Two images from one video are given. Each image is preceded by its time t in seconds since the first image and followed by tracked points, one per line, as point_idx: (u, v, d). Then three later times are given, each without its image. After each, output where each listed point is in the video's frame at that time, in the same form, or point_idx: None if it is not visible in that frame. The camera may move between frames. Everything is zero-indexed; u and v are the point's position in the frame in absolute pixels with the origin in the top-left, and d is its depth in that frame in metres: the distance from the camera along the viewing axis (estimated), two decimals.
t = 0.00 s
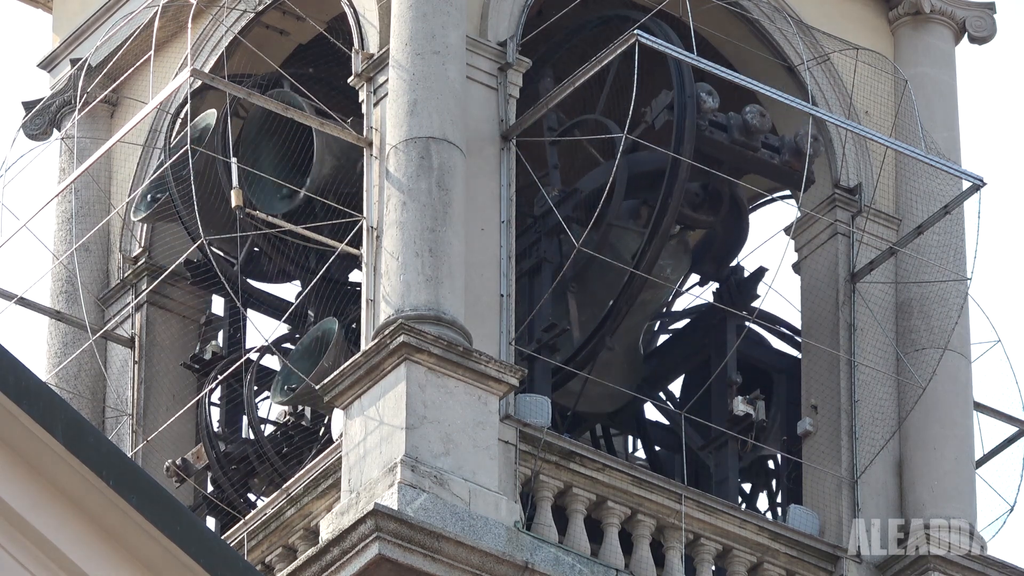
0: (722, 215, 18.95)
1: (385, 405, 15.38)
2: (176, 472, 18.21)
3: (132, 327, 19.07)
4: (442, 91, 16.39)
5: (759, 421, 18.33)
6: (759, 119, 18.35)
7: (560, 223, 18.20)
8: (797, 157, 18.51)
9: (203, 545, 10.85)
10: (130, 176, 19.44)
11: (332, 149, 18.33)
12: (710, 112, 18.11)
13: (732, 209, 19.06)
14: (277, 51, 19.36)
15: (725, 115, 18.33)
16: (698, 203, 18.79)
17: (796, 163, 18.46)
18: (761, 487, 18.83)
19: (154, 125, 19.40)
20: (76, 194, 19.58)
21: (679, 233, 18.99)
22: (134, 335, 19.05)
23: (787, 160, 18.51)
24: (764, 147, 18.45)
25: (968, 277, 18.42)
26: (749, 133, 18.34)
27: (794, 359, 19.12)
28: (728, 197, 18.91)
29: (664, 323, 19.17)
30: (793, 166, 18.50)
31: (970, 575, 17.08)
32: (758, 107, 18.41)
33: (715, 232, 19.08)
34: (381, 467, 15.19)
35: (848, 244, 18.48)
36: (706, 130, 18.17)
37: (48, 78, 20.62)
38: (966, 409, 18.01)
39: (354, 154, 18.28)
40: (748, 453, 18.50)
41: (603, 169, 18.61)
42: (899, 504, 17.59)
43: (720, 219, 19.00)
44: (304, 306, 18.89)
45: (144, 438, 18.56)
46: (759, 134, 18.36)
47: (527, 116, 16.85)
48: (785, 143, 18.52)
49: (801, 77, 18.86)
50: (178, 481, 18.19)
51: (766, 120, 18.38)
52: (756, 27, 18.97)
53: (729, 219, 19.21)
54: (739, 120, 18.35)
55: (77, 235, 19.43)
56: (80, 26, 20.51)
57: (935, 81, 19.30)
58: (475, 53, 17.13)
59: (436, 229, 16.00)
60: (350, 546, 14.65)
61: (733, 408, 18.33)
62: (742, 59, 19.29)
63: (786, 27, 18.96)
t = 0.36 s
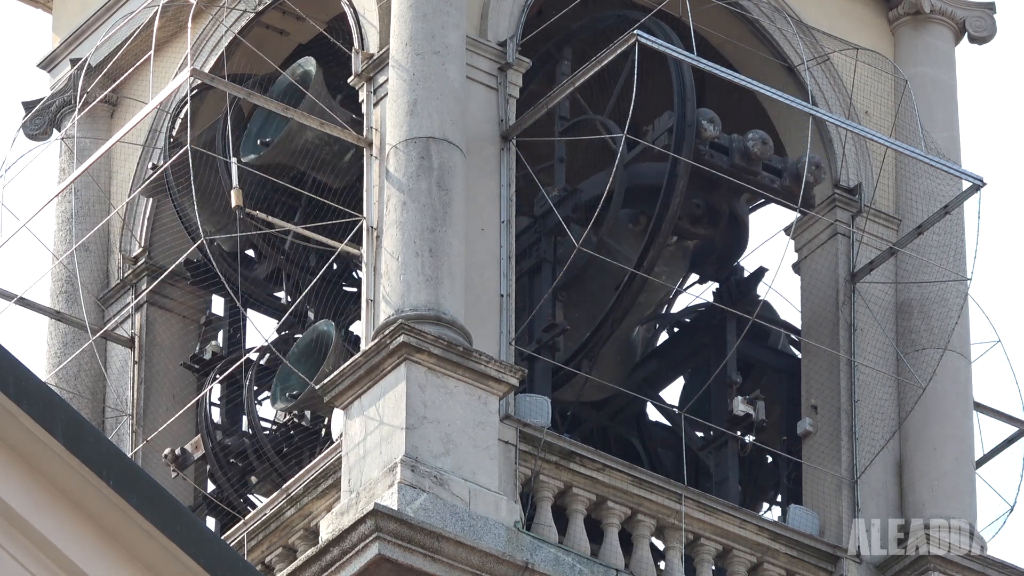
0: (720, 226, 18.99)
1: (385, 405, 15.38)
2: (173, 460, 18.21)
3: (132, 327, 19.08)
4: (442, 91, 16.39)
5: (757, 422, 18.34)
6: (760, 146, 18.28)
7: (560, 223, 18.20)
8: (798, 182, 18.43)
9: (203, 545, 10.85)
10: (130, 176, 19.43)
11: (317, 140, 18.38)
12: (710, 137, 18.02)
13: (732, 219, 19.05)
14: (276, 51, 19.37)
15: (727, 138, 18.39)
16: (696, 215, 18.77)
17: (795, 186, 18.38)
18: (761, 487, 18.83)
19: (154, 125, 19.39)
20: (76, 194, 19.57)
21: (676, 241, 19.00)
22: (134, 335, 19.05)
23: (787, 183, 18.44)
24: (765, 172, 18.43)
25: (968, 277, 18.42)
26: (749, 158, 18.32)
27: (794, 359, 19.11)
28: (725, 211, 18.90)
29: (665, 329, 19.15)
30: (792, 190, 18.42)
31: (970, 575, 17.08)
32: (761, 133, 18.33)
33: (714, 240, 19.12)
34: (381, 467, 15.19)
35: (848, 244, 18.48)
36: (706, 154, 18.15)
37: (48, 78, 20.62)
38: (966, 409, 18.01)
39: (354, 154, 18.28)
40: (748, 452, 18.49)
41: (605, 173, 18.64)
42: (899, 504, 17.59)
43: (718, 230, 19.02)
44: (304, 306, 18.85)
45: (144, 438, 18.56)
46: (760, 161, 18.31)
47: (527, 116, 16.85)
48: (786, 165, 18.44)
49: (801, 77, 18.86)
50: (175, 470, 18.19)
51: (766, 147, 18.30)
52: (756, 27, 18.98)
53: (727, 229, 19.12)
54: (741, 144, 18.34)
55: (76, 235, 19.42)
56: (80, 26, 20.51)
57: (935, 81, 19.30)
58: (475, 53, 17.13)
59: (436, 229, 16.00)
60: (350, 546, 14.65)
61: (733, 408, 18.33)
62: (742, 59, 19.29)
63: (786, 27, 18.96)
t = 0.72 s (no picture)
0: (719, 234, 19.15)
1: (385, 405, 15.38)
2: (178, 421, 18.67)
3: (132, 327, 19.08)
4: (442, 91, 16.39)
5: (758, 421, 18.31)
6: (760, 161, 18.42)
7: (559, 223, 18.20)
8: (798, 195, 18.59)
9: (203, 545, 10.85)
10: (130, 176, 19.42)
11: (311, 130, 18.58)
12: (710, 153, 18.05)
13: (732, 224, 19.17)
14: (276, 50, 19.38)
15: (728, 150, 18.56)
16: (695, 223, 18.93)
17: (794, 201, 18.52)
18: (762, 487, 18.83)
19: (154, 125, 19.39)
20: (76, 194, 19.55)
21: (676, 242, 19.05)
22: (134, 335, 19.05)
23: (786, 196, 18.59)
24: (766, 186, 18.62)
25: (968, 277, 18.42)
26: (748, 173, 18.49)
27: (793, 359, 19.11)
28: (725, 218, 19.04)
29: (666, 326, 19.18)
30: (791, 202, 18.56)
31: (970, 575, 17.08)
32: (761, 147, 18.47)
33: (713, 245, 19.23)
34: (381, 467, 15.19)
35: (848, 244, 18.48)
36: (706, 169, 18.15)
37: (48, 78, 20.62)
38: (966, 409, 18.01)
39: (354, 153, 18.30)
40: (748, 452, 18.48)
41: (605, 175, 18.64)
42: (899, 504, 17.59)
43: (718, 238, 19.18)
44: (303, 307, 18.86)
45: (144, 438, 18.55)
46: (759, 175, 18.47)
47: (527, 116, 16.85)
48: (786, 178, 18.58)
49: (801, 77, 18.86)
50: (179, 435, 18.62)
51: (766, 162, 18.43)
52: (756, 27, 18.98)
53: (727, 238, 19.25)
54: (742, 157, 18.50)
55: (76, 235, 19.40)
56: (80, 26, 20.51)
57: (935, 81, 19.29)
58: (475, 53, 17.13)
59: (436, 229, 16.00)
60: (350, 546, 14.65)
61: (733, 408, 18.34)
62: (742, 58, 19.28)
63: (786, 27, 18.96)
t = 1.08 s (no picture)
0: (719, 234, 19.10)
1: (385, 405, 15.38)
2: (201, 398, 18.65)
3: (132, 327, 19.08)
4: (442, 91, 16.39)
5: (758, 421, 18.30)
6: (760, 162, 18.47)
7: (559, 224, 18.21)
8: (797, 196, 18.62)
9: (203, 545, 10.85)
10: (130, 176, 19.42)
11: (311, 129, 18.60)
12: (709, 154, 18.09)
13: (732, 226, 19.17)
14: (276, 50, 19.38)
15: (728, 151, 18.62)
16: (695, 224, 18.86)
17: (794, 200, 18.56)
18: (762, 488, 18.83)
19: (154, 125, 19.39)
20: (76, 194, 19.52)
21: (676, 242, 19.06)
22: (134, 335, 19.05)
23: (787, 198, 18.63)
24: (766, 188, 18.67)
25: (968, 277, 18.42)
26: (749, 175, 18.52)
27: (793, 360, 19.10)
28: (725, 218, 18.97)
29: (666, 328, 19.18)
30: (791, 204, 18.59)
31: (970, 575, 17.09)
32: (761, 150, 18.53)
33: (714, 245, 19.22)
34: (381, 467, 15.19)
35: (848, 244, 18.48)
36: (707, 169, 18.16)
37: (47, 78, 20.61)
38: (966, 409, 18.01)
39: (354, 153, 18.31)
40: (747, 452, 18.49)
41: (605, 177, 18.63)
42: (899, 504, 17.59)
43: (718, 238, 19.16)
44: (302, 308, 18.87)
45: (144, 438, 18.53)
46: (759, 177, 18.51)
47: (527, 116, 16.85)
48: (785, 180, 18.64)
49: (801, 77, 18.86)
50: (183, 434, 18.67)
51: (766, 163, 18.48)
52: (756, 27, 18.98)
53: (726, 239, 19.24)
54: (742, 159, 18.56)
55: (77, 235, 19.39)
56: (80, 26, 20.51)
57: (935, 81, 19.29)
58: (475, 53, 17.13)
59: (436, 229, 16.00)
60: (350, 546, 14.64)
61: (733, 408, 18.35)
62: (741, 58, 19.28)
63: (786, 27, 18.96)
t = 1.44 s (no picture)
0: (720, 228, 19.09)
1: (385, 405, 15.38)
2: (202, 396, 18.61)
3: (132, 327, 19.07)
4: (442, 91, 16.39)
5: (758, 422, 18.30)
6: (760, 150, 18.44)
7: (559, 224, 18.21)
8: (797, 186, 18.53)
9: (203, 545, 10.85)
10: (130, 176, 19.44)
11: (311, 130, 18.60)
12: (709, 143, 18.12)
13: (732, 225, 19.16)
14: (276, 50, 19.38)
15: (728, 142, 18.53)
16: (696, 219, 18.85)
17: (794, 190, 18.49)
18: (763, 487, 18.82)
19: (153, 125, 19.40)
20: (76, 194, 19.56)
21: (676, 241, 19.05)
22: (134, 335, 19.04)
23: (787, 187, 18.55)
24: (765, 177, 18.58)
25: (968, 277, 18.42)
26: (749, 163, 18.47)
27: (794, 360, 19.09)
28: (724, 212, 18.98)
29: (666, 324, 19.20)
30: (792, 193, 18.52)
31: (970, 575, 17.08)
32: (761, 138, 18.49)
33: (714, 241, 19.21)
34: (381, 467, 15.19)
35: (848, 244, 18.48)
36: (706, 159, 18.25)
37: (47, 78, 20.61)
38: (966, 409, 18.01)
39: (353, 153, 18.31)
40: (747, 452, 18.50)
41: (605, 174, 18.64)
42: (899, 504, 17.59)
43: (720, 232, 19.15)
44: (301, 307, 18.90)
45: (144, 438, 18.53)
46: (759, 165, 18.47)
47: (527, 116, 16.85)
48: (786, 169, 18.55)
49: (801, 77, 18.86)
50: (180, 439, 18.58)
51: (766, 151, 18.45)
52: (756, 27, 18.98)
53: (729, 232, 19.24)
54: (742, 147, 18.50)
55: (76, 235, 19.41)
56: (80, 25, 20.51)
57: (935, 81, 19.30)
58: (475, 53, 17.13)
59: (436, 229, 16.00)
60: (350, 546, 14.64)
61: (733, 408, 18.36)
62: (741, 58, 19.28)
63: (786, 27, 18.96)
